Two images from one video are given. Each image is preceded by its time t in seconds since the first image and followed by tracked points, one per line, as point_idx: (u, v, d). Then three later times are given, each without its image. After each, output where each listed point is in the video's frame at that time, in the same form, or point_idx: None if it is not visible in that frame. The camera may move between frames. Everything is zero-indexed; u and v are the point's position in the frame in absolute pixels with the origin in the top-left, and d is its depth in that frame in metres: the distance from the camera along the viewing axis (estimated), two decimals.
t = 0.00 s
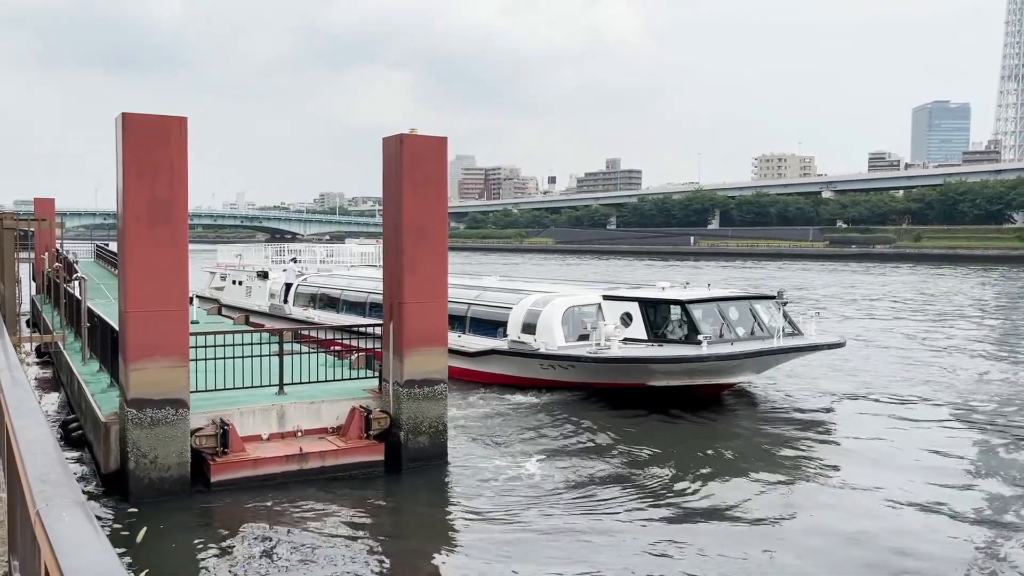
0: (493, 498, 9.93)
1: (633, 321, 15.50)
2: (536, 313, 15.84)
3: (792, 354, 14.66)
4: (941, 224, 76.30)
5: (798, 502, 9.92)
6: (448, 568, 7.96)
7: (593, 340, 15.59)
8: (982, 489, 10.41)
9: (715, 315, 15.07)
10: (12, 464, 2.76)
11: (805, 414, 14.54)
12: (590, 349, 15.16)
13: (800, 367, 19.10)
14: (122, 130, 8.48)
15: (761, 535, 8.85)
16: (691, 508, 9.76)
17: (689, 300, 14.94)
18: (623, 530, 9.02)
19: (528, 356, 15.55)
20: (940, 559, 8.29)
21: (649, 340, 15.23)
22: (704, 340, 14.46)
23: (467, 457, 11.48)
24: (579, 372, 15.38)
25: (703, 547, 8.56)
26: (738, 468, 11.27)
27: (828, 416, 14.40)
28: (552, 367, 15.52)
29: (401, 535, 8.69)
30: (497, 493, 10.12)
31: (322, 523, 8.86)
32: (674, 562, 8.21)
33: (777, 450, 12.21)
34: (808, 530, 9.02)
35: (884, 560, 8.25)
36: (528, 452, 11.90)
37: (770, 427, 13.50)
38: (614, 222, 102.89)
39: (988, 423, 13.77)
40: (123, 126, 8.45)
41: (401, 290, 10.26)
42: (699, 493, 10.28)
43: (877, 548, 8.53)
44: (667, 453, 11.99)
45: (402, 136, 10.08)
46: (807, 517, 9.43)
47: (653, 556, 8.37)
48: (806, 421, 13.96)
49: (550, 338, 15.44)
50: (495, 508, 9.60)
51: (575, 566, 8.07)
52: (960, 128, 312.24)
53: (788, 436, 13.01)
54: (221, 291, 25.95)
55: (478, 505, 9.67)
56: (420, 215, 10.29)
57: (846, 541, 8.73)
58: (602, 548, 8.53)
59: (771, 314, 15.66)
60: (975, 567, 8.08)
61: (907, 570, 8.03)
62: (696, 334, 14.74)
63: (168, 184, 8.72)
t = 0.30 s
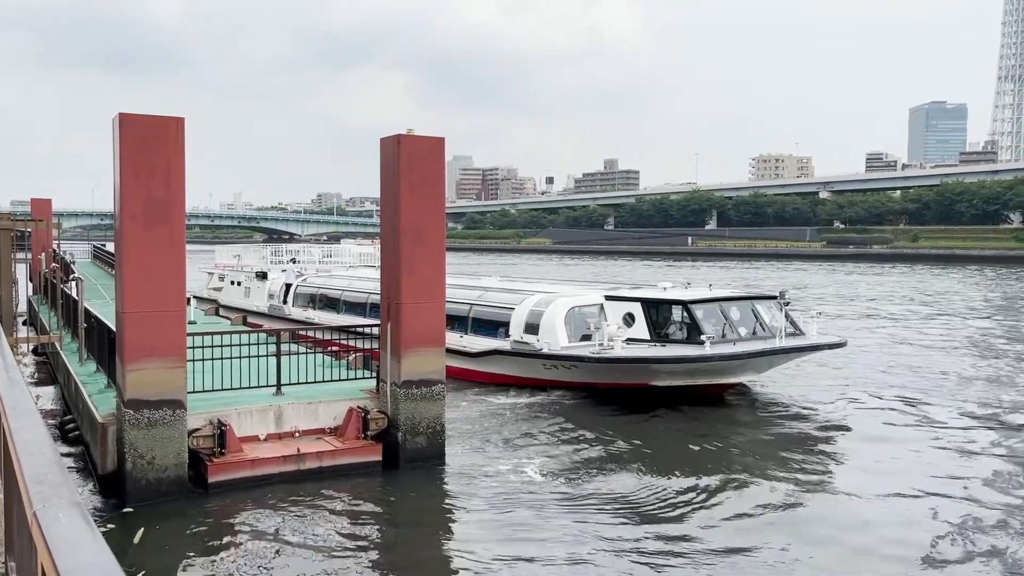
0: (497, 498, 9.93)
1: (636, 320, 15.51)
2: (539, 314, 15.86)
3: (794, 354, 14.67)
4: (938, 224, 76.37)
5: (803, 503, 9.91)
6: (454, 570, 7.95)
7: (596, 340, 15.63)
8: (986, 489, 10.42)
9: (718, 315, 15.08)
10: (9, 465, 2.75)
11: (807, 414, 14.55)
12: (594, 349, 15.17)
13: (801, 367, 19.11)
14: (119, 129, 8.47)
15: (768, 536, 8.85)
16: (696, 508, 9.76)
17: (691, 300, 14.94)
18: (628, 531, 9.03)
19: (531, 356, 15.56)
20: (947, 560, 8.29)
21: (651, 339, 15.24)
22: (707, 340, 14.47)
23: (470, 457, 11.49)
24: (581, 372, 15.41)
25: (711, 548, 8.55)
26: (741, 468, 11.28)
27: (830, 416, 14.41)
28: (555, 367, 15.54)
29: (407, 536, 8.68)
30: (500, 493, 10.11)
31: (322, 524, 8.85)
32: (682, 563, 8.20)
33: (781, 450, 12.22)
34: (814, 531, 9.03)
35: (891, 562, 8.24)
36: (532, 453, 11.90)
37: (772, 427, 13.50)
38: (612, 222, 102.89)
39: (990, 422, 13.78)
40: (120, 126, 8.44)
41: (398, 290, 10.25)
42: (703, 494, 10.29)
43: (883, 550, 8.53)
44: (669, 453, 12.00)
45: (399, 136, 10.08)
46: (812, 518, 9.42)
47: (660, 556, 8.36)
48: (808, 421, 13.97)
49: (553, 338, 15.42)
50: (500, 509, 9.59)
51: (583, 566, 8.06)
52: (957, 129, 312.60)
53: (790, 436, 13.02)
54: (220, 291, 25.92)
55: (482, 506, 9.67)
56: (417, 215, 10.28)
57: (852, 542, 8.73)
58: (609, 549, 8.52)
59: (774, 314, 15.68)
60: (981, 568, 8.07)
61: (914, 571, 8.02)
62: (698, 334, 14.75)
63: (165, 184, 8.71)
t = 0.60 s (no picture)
0: (501, 499, 9.94)
1: (637, 320, 15.48)
2: (541, 314, 15.87)
3: (795, 354, 14.70)
4: (935, 225, 76.50)
5: (807, 503, 9.93)
6: (461, 569, 7.95)
7: (598, 340, 15.62)
8: (988, 488, 10.45)
9: (720, 315, 15.09)
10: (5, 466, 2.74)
11: (808, 414, 14.58)
12: (597, 349, 15.17)
13: (800, 368, 19.14)
14: (115, 130, 8.46)
15: (773, 536, 8.86)
16: (700, 508, 9.77)
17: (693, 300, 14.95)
18: (634, 532, 9.04)
19: (534, 356, 15.55)
20: (951, 558, 8.31)
21: (653, 339, 15.22)
22: (709, 339, 14.48)
23: (472, 458, 11.49)
24: (584, 372, 15.40)
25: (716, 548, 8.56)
26: (743, 468, 11.30)
27: (831, 416, 14.43)
28: (558, 367, 15.53)
29: (411, 537, 8.68)
30: (503, 495, 10.12)
31: (321, 525, 8.84)
32: (688, 563, 8.21)
33: (783, 451, 12.24)
34: (819, 531, 9.05)
35: (896, 561, 8.26)
36: (536, 454, 11.92)
37: (773, 428, 13.53)
38: (609, 222, 102.88)
39: (991, 422, 13.83)
40: (116, 126, 8.42)
41: (395, 291, 10.25)
42: (707, 494, 10.30)
43: (888, 549, 8.54)
44: (670, 454, 12.01)
45: (396, 136, 10.08)
46: (817, 518, 9.44)
47: (667, 557, 8.36)
48: (809, 421, 13.99)
49: (555, 338, 15.41)
50: (504, 510, 9.60)
51: (590, 567, 8.07)
52: (953, 129, 313.25)
53: (791, 436, 13.04)
54: (217, 292, 25.87)
55: (486, 507, 9.68)
56: (414, 216, 10.28)
57: (857, 541, 8.74)
58: (615, 549, 8.52)
59: (774, 314, 15.71)
60: (986, 567, 8.09)
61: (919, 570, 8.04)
62: (700, 334, 14.75)
63: (162, 184, 8.70)
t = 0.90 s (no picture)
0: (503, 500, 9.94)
1: (638, 319, 15.41)
2: (543, 313, 15.89)
3: (797, 354, 14.71)
4: (930, 225, 76.62)
5: (811, 503, 9.94)
6: (467, 571, 7.95)
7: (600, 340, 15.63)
8: (990, 488, 10.48)
9: (721, 314, 15.10)
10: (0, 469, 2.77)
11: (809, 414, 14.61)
12: (600, 348, 15.16)
13: (800, 368, 19.16)
14: (111, 130, 8.44)
15: (779, 536, 8.88)
16: (704, 508, 9.78)
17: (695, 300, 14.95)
18: (639, 531, 9.05)
19: (536, 356, 15.52)
20: (957, 558, 8.33)
21: (655, 339, 15.17)
22: (711, 338, 14.47)
23: (473, 459, 11.48)
24: (587, 371, 15.35)
25: (722, 547, 8.57)
26: (744, 468, 11.30)
27: (831, 416, 14.45)
28: (560, 366, 15.51)
29: (416, 538, 8.68)
30: (506, 495, 10.12)
31: (319, 526, 8.83)
32: (696, 563, 8.22)
33: (784, 451, 12.25)
34: (821, 531, 9.05)
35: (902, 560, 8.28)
36: (538, 454, 11.91)
37: (774, 428, 13.53)
38: (605, 223, 102.87)
39: (991, 422, 13.86)
40: (112, 126, 8.41)
41: (391, 292, 10.24)
42: (711, 494, 10.31)
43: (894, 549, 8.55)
44: (670, 454, 12.04)
45: (392, 137, 10.07)
46: (822, 518, 9.45)
47: (674, 556, 8.36)
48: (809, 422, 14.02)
49: (557, 337, 15.46)
50: (509, 511, 9.60)
51: (597, 567, 8.07)
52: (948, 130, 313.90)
53: (791, 436, 13.05)
54: (213, 292, 25.82)
55: (490, 508, 9.68)
56: (410, 216, 10.28)
57: (864, 541, 8.75)
58: (621, 549, 8.52)
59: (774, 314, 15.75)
60: (992, 566, 8.10)
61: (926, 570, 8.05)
62: (702, 333, 14.75)
63: (157, 184, 8.68)
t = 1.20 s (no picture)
0: (505, 500, 9.94)
1: (640, 319, 15.40)
2: (546, 313, 15.91)
3: (797, 352, 14.73)
4: (925, 225, 76.76)
5: (813, 502, 9.95)
6: (471, 571, 7.93)
7: (602, 339, 15.70)
8: (990, 486, 10.49)
9: (722, 313, 15.10)
10: None
11: (809, 414, 14.62)
12: (602, 347, 15.17)
13: (798, 368, 19.18)
14: (104, 131, 8.41)
15: (782, 534, 8.89)
16: (705, 508, 9.78)
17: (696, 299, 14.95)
18: (642, 531, 9.05)
19: (539, 355, 15.54)
20: (959, 556, 8.34)
21: (656, 339, 15.18)
22: (712, 338, 14.48)
23: (475, 459, 11.47)
24: (589, 371, 15.33)
25: (726, 546, 8.57)
26: (743, 469, 11.30)
27: (831, 415, 14.46)
28: (562, 366, 15.51)
29: (418, 539, 8.67)
30: (508, 495, 10.12)
31: (313, 528, 8.79)
32: (700, 561, 8.22)
33: (785, 450, 12.26)
34: (823, 530, 9.06)
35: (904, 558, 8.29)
36: (539, 454, 11.90)
37: (774, 428, 13.54)
38: (601, 223, 102.91)
39: (990, 421, 13.90)
40: (106, 127, 8.38)
41: (387, 292, 10.23)
42: (712, 493, 10.32)
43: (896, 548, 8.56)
44: (669, 454, 12.04)
45: (387, 137, 10.05)
46: (824, 517, 9.46)
47: (678, 555, 8.36)
48: (809, 421, 14.03)
49: (559, 337, 15.53)
50: (511, 510, 9.58)
51: (601, 567, 8.07)
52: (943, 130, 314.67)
53: (792, 436, 13.06)
54: (210, 293, 25.75)
55: (492, 508, 9.66)
56: (406, 216, 10.26)
57: (866, 540, 8.76)
58: (625, 548, 8.52)
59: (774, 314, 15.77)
60: (994, 565, 8.11)
61: (929, 568, 8.05)
62: (703, 332, 14.75)
63: (152, 184, 8.66)
